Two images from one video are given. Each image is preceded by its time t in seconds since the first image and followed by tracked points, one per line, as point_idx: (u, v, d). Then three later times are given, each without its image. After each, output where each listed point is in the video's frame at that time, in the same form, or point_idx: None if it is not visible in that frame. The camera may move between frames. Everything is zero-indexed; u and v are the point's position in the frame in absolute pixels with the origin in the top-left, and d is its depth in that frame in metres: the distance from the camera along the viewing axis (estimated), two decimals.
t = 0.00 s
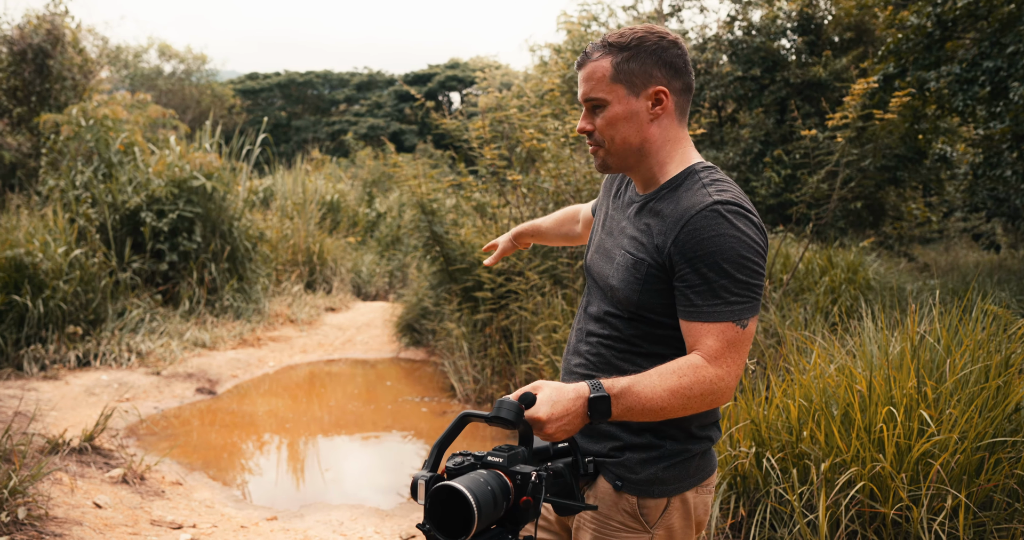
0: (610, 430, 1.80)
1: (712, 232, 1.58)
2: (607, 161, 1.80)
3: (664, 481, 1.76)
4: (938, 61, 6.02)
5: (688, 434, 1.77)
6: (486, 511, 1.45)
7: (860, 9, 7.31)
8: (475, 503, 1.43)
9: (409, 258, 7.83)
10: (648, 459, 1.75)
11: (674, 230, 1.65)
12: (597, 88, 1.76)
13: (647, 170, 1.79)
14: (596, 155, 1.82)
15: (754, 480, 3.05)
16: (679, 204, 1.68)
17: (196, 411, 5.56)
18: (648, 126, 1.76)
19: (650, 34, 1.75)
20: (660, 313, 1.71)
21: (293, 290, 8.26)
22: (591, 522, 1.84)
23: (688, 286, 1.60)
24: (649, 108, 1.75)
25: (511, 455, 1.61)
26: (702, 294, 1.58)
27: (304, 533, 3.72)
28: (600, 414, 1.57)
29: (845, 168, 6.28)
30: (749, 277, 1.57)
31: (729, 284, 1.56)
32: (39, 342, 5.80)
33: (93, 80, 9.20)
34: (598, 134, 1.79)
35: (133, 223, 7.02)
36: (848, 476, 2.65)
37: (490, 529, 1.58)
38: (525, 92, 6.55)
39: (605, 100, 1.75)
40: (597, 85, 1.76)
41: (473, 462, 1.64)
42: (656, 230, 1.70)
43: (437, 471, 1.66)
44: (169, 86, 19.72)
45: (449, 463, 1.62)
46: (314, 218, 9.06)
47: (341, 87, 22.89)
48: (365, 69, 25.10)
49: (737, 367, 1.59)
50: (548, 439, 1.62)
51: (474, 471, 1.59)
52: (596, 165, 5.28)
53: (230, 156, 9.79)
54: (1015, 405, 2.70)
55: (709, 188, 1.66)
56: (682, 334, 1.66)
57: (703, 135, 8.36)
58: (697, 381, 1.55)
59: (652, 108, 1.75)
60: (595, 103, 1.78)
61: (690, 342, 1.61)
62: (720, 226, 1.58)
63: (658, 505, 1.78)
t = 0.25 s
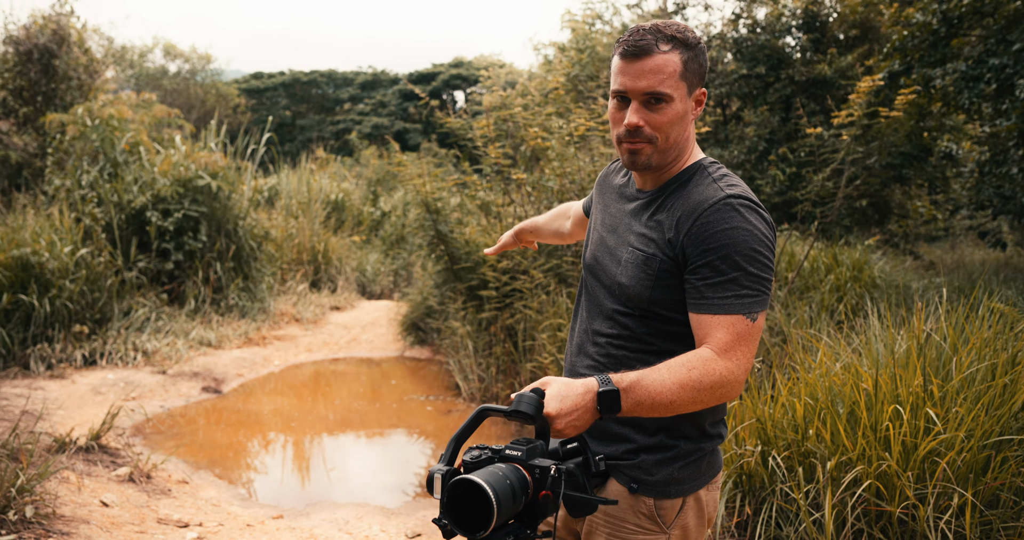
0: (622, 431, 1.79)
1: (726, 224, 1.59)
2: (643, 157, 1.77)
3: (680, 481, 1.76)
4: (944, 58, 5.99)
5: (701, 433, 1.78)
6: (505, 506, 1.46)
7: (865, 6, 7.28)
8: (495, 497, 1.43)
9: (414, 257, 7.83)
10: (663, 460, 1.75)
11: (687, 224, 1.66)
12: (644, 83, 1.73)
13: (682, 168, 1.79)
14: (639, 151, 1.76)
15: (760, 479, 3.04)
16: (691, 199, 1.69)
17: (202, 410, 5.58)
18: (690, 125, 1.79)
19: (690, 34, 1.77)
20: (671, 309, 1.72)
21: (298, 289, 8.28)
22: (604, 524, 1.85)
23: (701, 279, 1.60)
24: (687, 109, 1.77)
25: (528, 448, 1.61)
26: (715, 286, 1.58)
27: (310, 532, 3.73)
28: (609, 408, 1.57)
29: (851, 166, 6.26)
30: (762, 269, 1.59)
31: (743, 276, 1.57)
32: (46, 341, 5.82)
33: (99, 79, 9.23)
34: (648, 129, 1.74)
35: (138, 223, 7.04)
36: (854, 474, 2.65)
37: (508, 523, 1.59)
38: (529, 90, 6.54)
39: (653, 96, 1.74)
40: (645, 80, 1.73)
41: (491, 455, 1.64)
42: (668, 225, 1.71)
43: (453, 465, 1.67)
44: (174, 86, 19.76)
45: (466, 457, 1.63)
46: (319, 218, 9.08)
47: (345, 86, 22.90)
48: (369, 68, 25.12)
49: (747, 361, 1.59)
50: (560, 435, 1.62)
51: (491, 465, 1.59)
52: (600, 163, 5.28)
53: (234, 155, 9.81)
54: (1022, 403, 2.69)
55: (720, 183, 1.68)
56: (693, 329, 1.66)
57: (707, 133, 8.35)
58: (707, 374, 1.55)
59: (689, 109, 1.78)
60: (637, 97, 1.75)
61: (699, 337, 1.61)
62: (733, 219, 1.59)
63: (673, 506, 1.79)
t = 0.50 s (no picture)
0: (623, 435, 1.79)
1: (733, 222, 1.59)
2: (640, 157, 1.77)
3: (682, 484, 1.76)
4: (951, 58, 5.97)
5: (702, 435, 1.77)
6: (502, 495, 1.45)
7: (871, 5, 7.26)
8: (491, 486, 1.42)
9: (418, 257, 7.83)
10: (665, 464, 1.75)
11: (693, 221, 1.65)
12: (638, 81, 1.73)
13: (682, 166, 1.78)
14: (638, 149, 1.76)
15: (765, 479, 3.04)
16: (698, 196, 1.68)
17: (207, 409, 5.59)
18: (690, 122, 1.78)
19: (688, 30, 1.76)
20: (675, 307, 1.71)
21: (303, 289, 8.29)
22: (605, 528, 1.84)
23: (708, 276, 1.60)
24: (686, 106, 1.77)
25: (526, 439, 1.61)
26: (722, 285, 1.58)
27: (315, 531, 3.73)
28: (611, 406, 1.57)
29: (857, 166, 6.24)
30: (769, 267, 1.58)
31: (749, 274, 1.57)
32: (52, 341, 5.85)
33: (105, 80, 9.25)
34: (645, 126, 1.74)
35: (144, 222, 7.06)
36: (860, 475, 2.64)
37: (506, 516, 1.59)
38: (534, 90, 6.54)
39: (648, 94, 1.73)
40: (639, 78, 1.73)
41: (488, 448, 1.64)
42: (673, 223, 1.70)
43: (449, 457, 1.66)
44: (179, 86, 19.79)
45: (463, 448, 1.62)
46: (324, 217, 9.09)
47: (350, 86, 22.93)
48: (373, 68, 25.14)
49: (751, 360, 1.59)
50: (561, 431, 1.62)
51: (488, 456, 1.59)
52: (605, 163, 5.28)
53: (240, 155, 9.83)
54: None
55: (726, 181, 1.67)
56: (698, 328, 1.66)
57: (712, 133, 8.34)
58: (712, 373, 1.55)
59: (688, 106, 1.77)
60: (632, 95, 1.75)
61: (704, 335, 1.60)
62: (741, 217, 1.59)
63: (675, 510, 1.79)
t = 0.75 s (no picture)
0: (620, 437, 1.78)
1: (733, 226, 1.57)
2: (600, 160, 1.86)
3: (678, 487, 1.76)
4: (955, 56, 5.95)
5: (699, 437, 1.77)
6: (496, 508, 1.46)
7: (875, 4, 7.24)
8: (485, 498, 1.43)
9: (422, 258, 7.83)
10: (661, 466, 1.74)
11: (692, 224, 1.64)
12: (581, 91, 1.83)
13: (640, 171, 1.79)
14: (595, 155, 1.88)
15: (770, 479, 3.03)
16: (698, 198, 1.66)
17: (211, 410, 5.60)
18: (634, 127, 1.76)
19: (627, 33, 1.74)
20: (673, 310, 1.71)
21: (307, 290, 8.31)
22: (601, 530, 1.84)
23: (706, 281, 1.59)
24: (618, 111, 1.75)
25: (520, 448, 1.60)
26: (721, 289, 1.57)
27: (319, 532, 3.73)
28: (608, 413, 1.56)
29: (862, 165, 6.22)
30: (769, 271, 1.57)
31: (748, 278, 1.55)
32: (57, 342, 5.86)
33: (109, 81, 9.28)
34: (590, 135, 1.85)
35: (148, 224, 7.07)
36: (865, 476, 2.63)
37: (501, 525, 1.57)
38: (537, 90, 6.54)
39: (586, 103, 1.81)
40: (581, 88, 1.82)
41: (481, 455, 1.64)
42: (673, 226, 1.69)
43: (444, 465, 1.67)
44: (184, 88, 19.83)
45: (456, 457, 1.63)
46: (328, 218, 9.11)
47: (354, 87, 22.96)
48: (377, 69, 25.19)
49: (751, 366, 1.58)
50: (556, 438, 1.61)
51: (481, 465, 1.59)
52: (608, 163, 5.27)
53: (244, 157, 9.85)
54: None
55: (727, 183, 1.65)
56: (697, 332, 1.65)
57: (716, 132, 8.33)
58: (710, 380, 1.54)
59: (620, 111, 1.75)
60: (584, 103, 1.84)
61: (703, 340, 1.60)
62: (741, 221, 1.57)
63: (671, 512, 1.78)
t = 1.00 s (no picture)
0: (604, 439, 1.79)
1: (717, 231, 1.57)
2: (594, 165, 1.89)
3: (659, 492, 1.75)
4: (953, 57, 5.96)
5: (683, 443, 1.76)
6: (474, 519, 1.44)
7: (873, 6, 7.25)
8: (462, 509, 1.42)
9: (421, 259, 7.83)
10: (642, 470, 1.74)
11: (677, 229, 1.64)
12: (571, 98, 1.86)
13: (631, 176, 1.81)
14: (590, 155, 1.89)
15: (769, 481, 3.02)
16: (684, 203, 1.66)
17: (209, 412, 5.59)
18: (617, 132, 1.76)
19: (604, 39, 1.75)
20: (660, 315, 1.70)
21: (306, 291, 8.30)
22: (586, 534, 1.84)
23: (691, 287, 1.58)
24: (600, 117, 1.76)
25: (501, 458, 1.60)
26: (704, 295, 1.56)
27: (318, 534, 3.72)
28: (587, 422, 1.58)
29: (860, 167, 6.23)
30: (754, 277, 1.56)
31: (732, 284, 1.54)
32: (55, 345, 5.85)
33: (107, 84, 9.27)
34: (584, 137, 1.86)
35: (147, 226, 7.06)
36: (864, 477, 2.63)
37: (481, 536, 1.56)
38: (535, 92, 6.54)
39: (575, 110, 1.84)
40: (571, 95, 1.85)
41: (462, 466, 1.63)
42: (660, 230, 1.69)
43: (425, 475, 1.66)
44: (182, 90, 19.82)
45: (437, 467, 1.63)
46: (326, 220, 9.12)
47: (352, 89, 22.98)
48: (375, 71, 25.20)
49: (736, 373, 1.57)
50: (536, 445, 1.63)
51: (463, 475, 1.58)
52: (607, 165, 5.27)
53: (242, 159, 9.84)
54: None
55: (714, 187, 1.65)
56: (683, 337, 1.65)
57: (715, 134, 8.33)
58: (693, 387, 1.54)
59: (603, 117, 1.76)
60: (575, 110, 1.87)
61: (688, 347, 1.60)
62: (725, 226, 1.56)
63: (653, 517, 1.78)
